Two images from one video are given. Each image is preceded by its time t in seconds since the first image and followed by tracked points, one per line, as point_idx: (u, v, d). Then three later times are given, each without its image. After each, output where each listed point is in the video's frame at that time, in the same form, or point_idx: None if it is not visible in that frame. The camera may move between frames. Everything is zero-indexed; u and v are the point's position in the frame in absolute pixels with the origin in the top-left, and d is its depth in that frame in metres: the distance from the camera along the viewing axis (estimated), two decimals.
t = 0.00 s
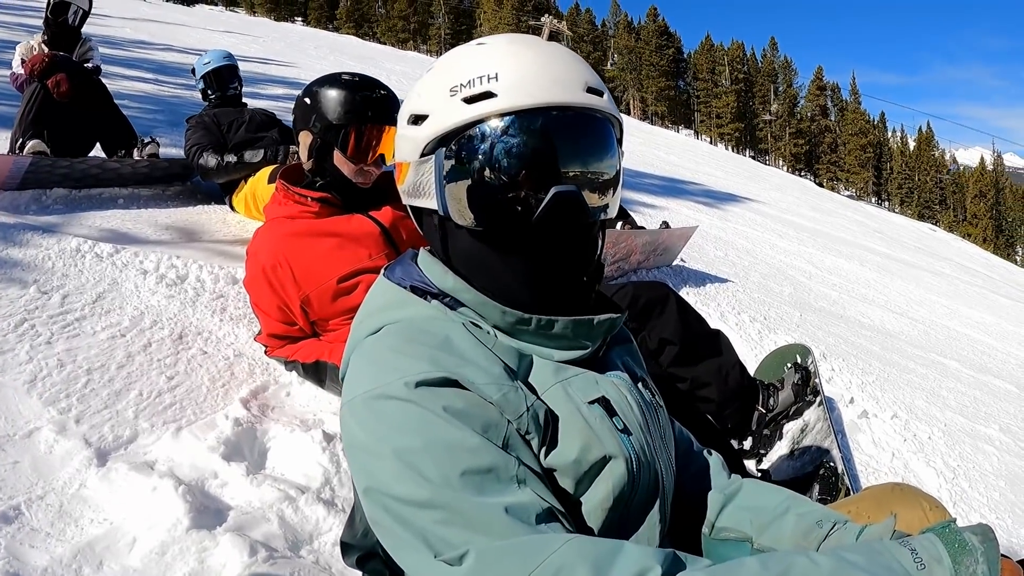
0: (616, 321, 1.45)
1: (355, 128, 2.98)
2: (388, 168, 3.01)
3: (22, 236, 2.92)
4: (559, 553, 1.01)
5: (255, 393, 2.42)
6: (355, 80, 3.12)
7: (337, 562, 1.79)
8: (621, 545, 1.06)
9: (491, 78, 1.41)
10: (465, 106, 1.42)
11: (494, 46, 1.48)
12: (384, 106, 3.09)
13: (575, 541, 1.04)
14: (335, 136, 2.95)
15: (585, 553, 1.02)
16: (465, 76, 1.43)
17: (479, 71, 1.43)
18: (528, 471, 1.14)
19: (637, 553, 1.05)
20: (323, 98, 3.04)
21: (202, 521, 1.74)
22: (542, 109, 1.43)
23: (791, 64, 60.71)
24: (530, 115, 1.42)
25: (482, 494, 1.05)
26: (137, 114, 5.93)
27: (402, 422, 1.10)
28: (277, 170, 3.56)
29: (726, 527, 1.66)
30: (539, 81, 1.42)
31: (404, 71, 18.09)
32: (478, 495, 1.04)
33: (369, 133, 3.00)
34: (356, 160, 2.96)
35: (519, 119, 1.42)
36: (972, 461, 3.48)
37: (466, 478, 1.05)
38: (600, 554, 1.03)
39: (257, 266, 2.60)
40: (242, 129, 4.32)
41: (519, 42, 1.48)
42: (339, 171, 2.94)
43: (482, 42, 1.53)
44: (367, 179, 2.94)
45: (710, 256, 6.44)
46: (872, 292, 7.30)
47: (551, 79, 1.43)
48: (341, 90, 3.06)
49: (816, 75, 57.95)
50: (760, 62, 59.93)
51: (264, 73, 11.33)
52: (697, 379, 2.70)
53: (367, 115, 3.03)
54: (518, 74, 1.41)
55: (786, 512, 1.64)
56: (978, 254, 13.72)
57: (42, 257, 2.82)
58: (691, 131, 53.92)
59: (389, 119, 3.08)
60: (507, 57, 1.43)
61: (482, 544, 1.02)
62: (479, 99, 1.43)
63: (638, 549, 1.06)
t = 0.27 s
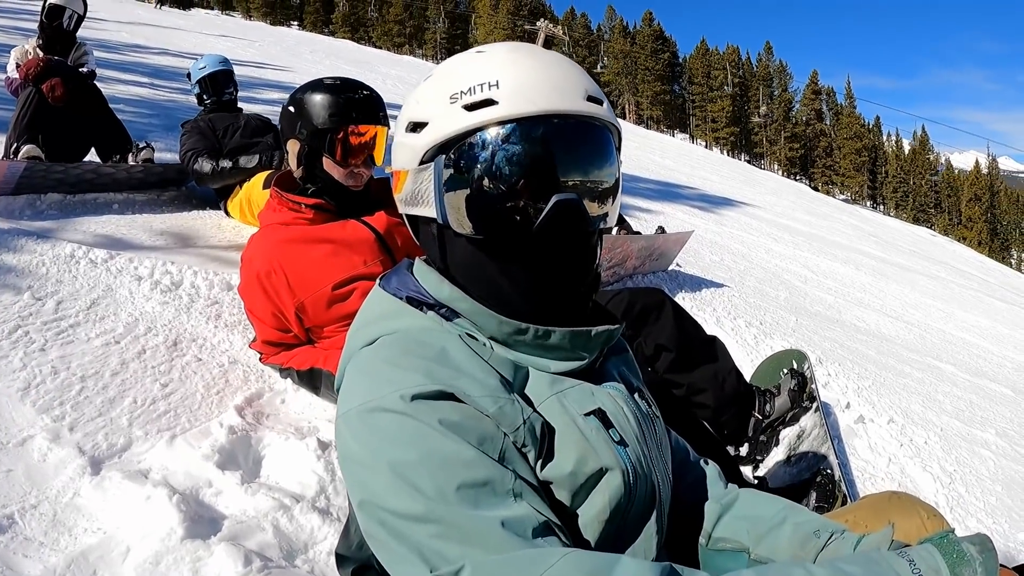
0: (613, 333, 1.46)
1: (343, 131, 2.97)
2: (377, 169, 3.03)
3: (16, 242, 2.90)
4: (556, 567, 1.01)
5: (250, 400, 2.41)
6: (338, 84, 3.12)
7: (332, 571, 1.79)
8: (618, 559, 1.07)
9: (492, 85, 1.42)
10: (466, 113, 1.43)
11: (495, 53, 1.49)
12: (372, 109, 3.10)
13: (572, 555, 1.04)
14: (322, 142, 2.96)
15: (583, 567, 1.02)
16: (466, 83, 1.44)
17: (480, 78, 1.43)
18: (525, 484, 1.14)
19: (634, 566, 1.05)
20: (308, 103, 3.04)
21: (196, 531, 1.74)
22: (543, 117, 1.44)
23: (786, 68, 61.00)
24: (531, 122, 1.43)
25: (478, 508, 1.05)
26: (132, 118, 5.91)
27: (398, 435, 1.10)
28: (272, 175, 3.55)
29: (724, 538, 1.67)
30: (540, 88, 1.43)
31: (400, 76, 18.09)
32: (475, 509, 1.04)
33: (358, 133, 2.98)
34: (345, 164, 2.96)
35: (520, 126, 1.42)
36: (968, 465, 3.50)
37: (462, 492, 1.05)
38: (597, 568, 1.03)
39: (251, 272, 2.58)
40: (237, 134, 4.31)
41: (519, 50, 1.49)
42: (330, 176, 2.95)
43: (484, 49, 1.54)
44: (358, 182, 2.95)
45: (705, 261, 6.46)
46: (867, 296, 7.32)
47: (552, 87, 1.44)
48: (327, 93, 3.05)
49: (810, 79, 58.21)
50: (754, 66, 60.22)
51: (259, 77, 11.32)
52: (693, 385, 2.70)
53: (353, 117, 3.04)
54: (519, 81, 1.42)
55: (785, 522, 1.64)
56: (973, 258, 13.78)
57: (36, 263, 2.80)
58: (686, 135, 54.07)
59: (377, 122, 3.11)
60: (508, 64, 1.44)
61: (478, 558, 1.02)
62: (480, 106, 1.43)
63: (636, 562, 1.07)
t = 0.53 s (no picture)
0: (610, 346, 1.46)
1: (332, 136, 2.95)
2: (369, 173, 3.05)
3: (11, 248, 2.89)
4: None
5: (245, 408, 2.40)
6: (325, 87, 3.06)
7: None
8: None
9: (504, 96, 1.42)
10: (477, 123, 1.42)
11: (507, 63, 1.49)
12: (362, 112, 3.06)
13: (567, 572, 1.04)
14: (312, 149, 2.94)
15: None
16: (477, 92, 1.44)
17: (492, 89, 1.43)
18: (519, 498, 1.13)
19: None
20: (297, 109, 3.01)
21: (192, 541, 1.73)
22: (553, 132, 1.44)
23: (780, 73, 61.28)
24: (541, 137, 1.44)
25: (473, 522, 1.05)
26: (127, 123, 5.90)
27: (391, 448, 1.10)
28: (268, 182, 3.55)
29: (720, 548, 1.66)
30: (553, 101, 1.43)
31: (395, 80, 18.11)
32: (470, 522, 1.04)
33: (347, 138, 2.97)
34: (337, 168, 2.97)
35: (531, 139, 1.43)
36: (966, 470, 3.51)
37: (456, 508, 1.04)
38: None
39: (247, 280, 2.58)
40: (233, 140, 4.30)
41: (531, 62, 1.50)
42: (321, 182, 2.95)
43: (494, 58, 1.54)
44: (351, 186, 2.97)
45: (701, 266, 6.47)
46: (863, 301, 7.35)
47: (563, 101, 1.45)
48: (316, 99, 3.02)
49: (805, 85, 58.49)
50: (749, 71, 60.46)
51: (255, 81, 11.31)
52: (690, 392, 2.72)
53: (342, 122, 3.00)
54: (531, 94, 1.43)
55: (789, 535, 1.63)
56: (969, 261, 13.84)
57: (31, 269, 2.79)
58: (682, 140, 54.23)
59: (367, 124, 3.07)
60: (520, 76, 1.44)
61: (471, 575, 1.02)
62: (491, 117, 1.43)
63: None
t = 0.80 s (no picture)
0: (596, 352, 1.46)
1: (326, 142, 2.95)
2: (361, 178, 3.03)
3: (4, 253, 2.88)
4: None
5: (239, 413, 2.39)
6: (320, 92, 3.07)
7: None
8: None
9: (604, 139, 1.36)
10: (569, 155, 1.34)
11: (604, 100, 1.43)
12: (356, 117, 3.05)
13: None
14: (306, 154, 2.93)
15: None
16: (577, 123, 1.35)
17: (592, 125, 1.36)
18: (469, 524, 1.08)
19: None
20: (291, 113, 2.99)
21: (185, 547, 1.72)
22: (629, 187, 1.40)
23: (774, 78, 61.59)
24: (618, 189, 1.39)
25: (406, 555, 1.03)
26: (122, 127, 5.88)
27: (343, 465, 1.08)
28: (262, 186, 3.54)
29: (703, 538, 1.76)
30: (641, 159, 1.40)
31: (391, 85, 18.12)
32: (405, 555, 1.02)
33: (340, 142, 2.97)
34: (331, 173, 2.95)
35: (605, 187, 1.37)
36: (961, 473, 3.53)
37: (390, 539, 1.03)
38: None
39: (239, 284, 2.57)
40: (227, 144, 4.28)
41: (622, 107, 1.46)
42: (315, 187, 2.94)
43: (586, 85, 1.47)
44: (345, 192, 2.95)
45: (697, 270, 6.49)
46: (859, 304, 7.38)
47: (647, 161, 1.42)
48: (311, 102, 3.01)
49: (799, 89, 58.80)
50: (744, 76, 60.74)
51: (251, 86, 11.30)
52: (686, 396, 2.71)
53: (337, 127, 2.99)
54: (625, 140, 1.39)
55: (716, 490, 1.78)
56: (964, 265, 13.92)
57: (24, 274, 2.78)
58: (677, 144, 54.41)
59: (361, 130, 3.05)
60: (619, 124, 1.40)
61: None
62: (583, 155, 1.36)
63: None
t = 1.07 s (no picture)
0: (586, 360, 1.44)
1: (319, 142, 2.95)
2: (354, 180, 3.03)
3: None
4: None
5: (230, 415, 2.38)
6: (314, 94, 3.08)
7: None
8: None
9: (643, 171, 1.36)
10: (607, 183, 1.33)
11: (647, 129, 1.42)
12: (349, 120, 3.07)
13: None
14: (299, 155, 2.93)
15: None
16: (618, 152, 1.35)
17: (634, 156, 1.36)
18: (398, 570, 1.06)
19: None
20: (285, 115, 3.00)
21: (175, 549, 1.72)
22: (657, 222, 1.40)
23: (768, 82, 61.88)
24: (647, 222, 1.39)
25: None
26: (116, 130, 5.87)
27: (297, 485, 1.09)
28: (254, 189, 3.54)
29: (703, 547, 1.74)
30: (673, 196, 1.40)
31: (385, 89, 18.13)
32: None
33: (333, 143, 2.98)
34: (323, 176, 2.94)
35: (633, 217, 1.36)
36: (955, 475, 3.54)
37: None
38: None
39: (232, 285, 2.58)
40: (221, 147, 4.27)
41: (661, 139, 1.45)
42: (307, 188, 2.93)
43: (629, 110, 1.46)
44: (336, 195, 2.94)
45: (690, 273, 6.51)
46: (852, 307, 7.42)
47: (678, 198, 1.42)
48: (304, 104, 3.02)
49: (793, 93, 59.11)
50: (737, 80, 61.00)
51: (245, 89, 11.30)
52: (679, 399, 2.71)
53: (329, 129, 3.00)
54: (664, 178, 1.39)
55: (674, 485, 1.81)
56: (958, 268, 14.00)
57: (16, 275, 2.77)
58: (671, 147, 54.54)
59: (354, 132, 3.08)
60: (659, 159, 1.39)
61: None
62: (619, 184, 1.35)
63: None
